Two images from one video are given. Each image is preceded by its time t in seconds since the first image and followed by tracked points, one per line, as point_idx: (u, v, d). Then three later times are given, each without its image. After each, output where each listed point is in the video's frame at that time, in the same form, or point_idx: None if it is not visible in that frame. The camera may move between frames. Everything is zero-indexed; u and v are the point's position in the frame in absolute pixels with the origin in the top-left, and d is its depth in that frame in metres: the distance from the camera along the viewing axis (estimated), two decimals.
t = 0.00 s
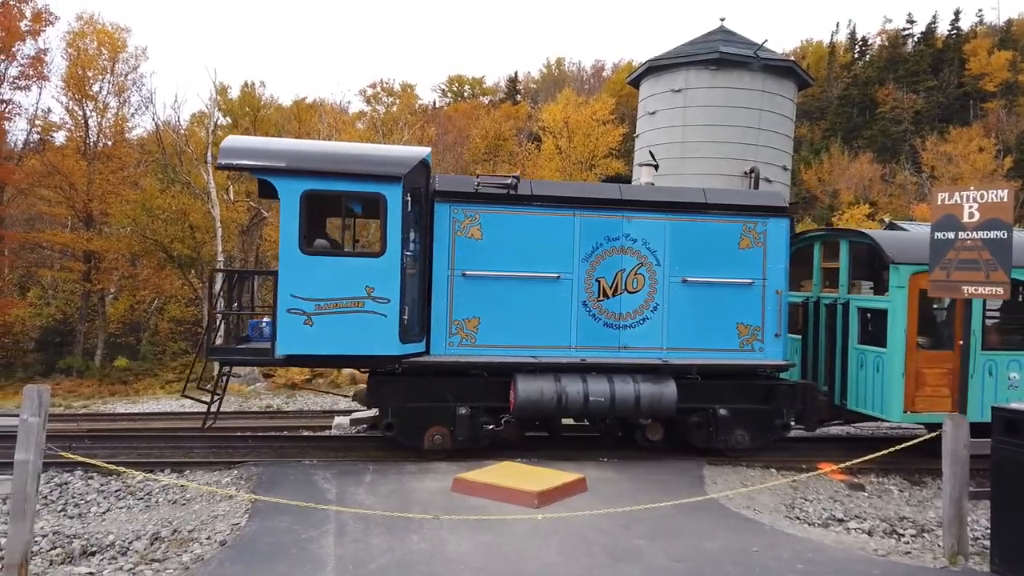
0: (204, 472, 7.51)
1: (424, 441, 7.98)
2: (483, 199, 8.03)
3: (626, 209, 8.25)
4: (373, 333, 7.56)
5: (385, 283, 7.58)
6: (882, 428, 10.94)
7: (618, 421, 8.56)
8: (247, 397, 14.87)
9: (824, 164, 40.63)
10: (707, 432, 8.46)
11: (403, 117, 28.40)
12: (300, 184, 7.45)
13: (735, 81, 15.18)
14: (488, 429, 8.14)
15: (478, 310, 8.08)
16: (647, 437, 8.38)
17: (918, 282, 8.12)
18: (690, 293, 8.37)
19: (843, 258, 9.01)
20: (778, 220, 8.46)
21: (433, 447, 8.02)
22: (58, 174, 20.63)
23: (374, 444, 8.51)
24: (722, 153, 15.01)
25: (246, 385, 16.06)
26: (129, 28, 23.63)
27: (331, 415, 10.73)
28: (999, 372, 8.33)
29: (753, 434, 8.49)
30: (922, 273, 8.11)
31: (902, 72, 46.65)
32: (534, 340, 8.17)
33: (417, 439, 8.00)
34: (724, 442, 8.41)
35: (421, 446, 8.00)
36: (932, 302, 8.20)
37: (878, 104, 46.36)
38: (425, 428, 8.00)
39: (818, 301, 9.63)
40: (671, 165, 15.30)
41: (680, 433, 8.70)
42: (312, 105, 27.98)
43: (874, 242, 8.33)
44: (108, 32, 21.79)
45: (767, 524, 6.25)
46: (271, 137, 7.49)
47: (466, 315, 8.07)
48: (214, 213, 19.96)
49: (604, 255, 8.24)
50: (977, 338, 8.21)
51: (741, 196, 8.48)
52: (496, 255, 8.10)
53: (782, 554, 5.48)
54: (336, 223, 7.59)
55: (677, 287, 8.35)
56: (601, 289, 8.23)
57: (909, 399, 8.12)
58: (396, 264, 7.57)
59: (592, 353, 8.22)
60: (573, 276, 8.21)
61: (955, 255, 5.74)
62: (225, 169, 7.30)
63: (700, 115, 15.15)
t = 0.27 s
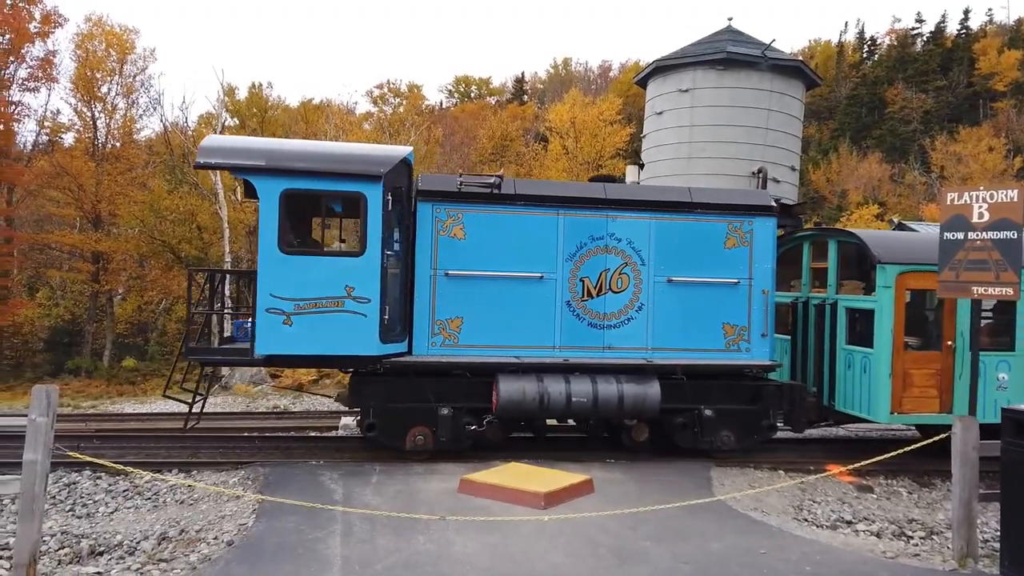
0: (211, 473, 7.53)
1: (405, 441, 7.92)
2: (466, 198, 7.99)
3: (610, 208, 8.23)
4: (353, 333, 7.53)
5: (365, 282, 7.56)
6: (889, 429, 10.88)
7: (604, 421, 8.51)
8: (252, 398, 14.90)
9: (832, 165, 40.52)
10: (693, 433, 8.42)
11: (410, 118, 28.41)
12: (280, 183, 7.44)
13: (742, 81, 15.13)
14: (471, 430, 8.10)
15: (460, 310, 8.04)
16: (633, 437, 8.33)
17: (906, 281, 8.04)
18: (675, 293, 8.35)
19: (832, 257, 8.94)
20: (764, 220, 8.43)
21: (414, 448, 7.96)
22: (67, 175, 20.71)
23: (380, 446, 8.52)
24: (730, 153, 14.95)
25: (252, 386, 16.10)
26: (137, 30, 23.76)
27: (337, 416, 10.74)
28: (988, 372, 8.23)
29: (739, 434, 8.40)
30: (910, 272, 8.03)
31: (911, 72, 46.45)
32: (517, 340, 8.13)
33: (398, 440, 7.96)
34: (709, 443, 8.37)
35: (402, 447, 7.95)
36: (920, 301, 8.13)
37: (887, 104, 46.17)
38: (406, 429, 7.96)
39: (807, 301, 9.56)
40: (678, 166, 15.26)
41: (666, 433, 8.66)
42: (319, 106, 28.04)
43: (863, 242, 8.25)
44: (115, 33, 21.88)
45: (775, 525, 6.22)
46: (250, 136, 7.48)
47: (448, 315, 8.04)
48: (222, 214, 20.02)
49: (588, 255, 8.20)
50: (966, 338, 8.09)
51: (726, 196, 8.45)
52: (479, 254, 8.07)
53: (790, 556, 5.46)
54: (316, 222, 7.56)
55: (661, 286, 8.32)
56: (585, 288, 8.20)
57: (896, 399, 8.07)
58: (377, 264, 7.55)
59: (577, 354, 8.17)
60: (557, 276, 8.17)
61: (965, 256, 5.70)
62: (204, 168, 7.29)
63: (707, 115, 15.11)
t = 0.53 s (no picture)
0: (216, 473, 7.55)
1: (385, 442, 7.88)
2: (447, 198, 7.96)
3: (592, 208, 8.22)
4: (331, 333, 7.52)
5: (343, 283, 7.55)
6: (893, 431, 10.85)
7: (585, 422, 8.48)
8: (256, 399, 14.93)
9: (837, 166, 40.51)
10: (674, 434, 8.40)
11: (414, 119, 28.47)
12: (257, 182, 7.45)
13: (746, 82, 15.12)
14: (451, 430, 8.07)
15: (441, 310, 8.03)
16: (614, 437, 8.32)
17: (889, 282, 8.02)
18: (657, 293, 8.34)
19: (816, 258, 8.90)
20: (747, 220, 8.42)
21: (394, 449, 7.91)
22: (73, 177, 20.80)
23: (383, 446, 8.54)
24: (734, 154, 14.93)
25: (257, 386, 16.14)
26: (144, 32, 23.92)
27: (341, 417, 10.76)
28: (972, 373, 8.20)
29: (721, 435, 8.38)
30: (893, 273, 8.01)
31: (916, 72, 46.33)
32: (498, 340, 8.13)
33: (377, 440, 7.92)
34: (691, 444, 8.34)
35: (382, 447, 7.91)
36: (904, 302, 8.12)
37: (892, 104, 46.08)
38: (386, 429, 7.91)
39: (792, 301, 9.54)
40: (682, 166, 15.25)
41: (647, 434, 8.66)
42: (324, 108, 28.12)
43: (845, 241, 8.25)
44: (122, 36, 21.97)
45: (779, 527, 6.22)
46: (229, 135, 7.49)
47: (429, 315, 8.03)
48: (228, 215, 20.08)
49: (569, 255, 8.20)
50: (949, 338, 8.09)
51: (709, 195, 8.44)
52: (460, 254, 8.05)
53: (795, 558, 5.45)
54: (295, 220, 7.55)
55: (644, 286, 8.31)
56: (567, 288, 8.19)
57: (877, 400, 8.06)
58: (355, 264, 7.54)
59: (558, 354, 8.17)
60: (538, 276, 8.16)
61: (970, 257, 5.69)
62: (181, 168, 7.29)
63: (711, 116, 15.11)
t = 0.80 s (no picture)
0: (218, 475, 7.55)
1: (361, 443, 7.86)
2: (424, 198, 7.95)
3: (571, 208, 8.22)
4: (306, 333, 7.49)
5: (318, 283, 7.52)
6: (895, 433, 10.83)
7: (565, 425, 8.45)
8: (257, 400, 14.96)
9: (839, 167, 40.54)
10: (653, 435, 8.36)
11: (416, 121, 28.48)
12: (231, 180, 7.40)
13: (748, 84, 15.12)
14: (427, 432, 8.04)
15: (418, 311, 7.98)
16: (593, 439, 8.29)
17: (867, 282, 8.02)
18: (637, 293, 8.32)
19: (797, 259, 8.85)
20: (727, 220, 8.44)
21: (370, 450, 7.89)
22: (75, 178, 20.82)
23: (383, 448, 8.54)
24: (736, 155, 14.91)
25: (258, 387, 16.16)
26: (146, 34, 24.03)
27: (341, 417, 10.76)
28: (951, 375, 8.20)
29: (700, 436, 8.35)
30: (874, 273, 8.04)
31: (918, 74, 46.31)
32: (475, 340, 8.08)
33: (353, 442, 7.90)
34: (670, 447, 8.31)
35: (358, 448, 7.89)
36: (883, 302, 8.12)
37: (894, 105, 46.08)
38: (362, 430, 7.89)
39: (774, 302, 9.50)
40: (684, 168, 15.24)
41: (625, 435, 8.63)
42: (326, 109, 28.18)
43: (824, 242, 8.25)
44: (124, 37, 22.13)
45: (780, 528, 6.21)
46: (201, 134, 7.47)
47: (406, 315, 7.98)
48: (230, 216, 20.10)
49: (547, 255, 8.18)
50: (928, 339, 8.08)
51: (689, 196, 8.44)
52: (437, 254, 8.02)
53: (797, 560, 5.45)
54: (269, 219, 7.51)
55: (623, 287, 8.29)
56: (545, 289, 8.17)
57: (857, 402, 8.03)
58: (329, 264, 7.50)
59: (536, 356, 8.14)
60: (516, 276, 8.13)
61: (972, 259, 5.68)
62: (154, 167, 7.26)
63: (713, 118, 15.12)
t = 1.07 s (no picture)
0: (217, 476, 7.55)
1: (335, 444, 7.84)
2: (400, 198, 7.95)
3: (548, 208, 8.20)
4: (279, 334, 7.41)
5: (290, 283, 7.43)
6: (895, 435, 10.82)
7: (542, 427, 8.44)
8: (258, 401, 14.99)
9: (839, 169, 40.57)
10: (630, 437, 8.37)
11: (417, 122, 28.44)
12: (202, 181, 7.32)
13: (749, 85, 15.14)
14: (402, 433, 8.01)
15: (394, 311, 7.99)
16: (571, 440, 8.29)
17: (844, 283, 8.01)
18: (614, 294, 8.32)
19: (776, 260, 8.85)
20: (706, 221, 8.42)
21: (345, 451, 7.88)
22: (76, 179, 20.83)
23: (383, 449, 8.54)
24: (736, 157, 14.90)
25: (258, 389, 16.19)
26: (147, 35, 24.09)
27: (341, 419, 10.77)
28: (929, 377, 8.19)
29: (677, 438, 8.35)
30: (851, 274, 8.02)
31: (918, 76, 46.32)
32: (452, 341, 8.08)
33: (328, 442, 7.90)
34: (646, 448, 8.32)
35: (333, 450, 7.87)
36: (860, 303, 8.11)
37: (894, 108, 46.10)
38: (336, 432, 7.87)
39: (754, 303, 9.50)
40: (684, 170, 15.26)
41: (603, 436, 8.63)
42: (326, 110, 28.20)
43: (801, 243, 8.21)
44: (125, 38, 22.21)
45: (781, 530, 6.21)
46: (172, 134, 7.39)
47: (381, 316, 7.98)
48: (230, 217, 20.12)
49: (524, 256, 8.17)
50: (905, 340, 8.09)
51: (667, 197, 8.43)
52: (413, 255, 8.02)
53: (797, 562, 5.45)
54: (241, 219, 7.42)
55: (600, 288, 8.29)
56: (522, 290, 8.16)
57: (833, 403, 8.03)
58: (302, 264, 7.42)
59: (513, 356, 8.14)
60: (493, 277, 8.12)
61: (972, 261, 5.68)
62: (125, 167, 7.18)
63: (713, 119, 15.14)
